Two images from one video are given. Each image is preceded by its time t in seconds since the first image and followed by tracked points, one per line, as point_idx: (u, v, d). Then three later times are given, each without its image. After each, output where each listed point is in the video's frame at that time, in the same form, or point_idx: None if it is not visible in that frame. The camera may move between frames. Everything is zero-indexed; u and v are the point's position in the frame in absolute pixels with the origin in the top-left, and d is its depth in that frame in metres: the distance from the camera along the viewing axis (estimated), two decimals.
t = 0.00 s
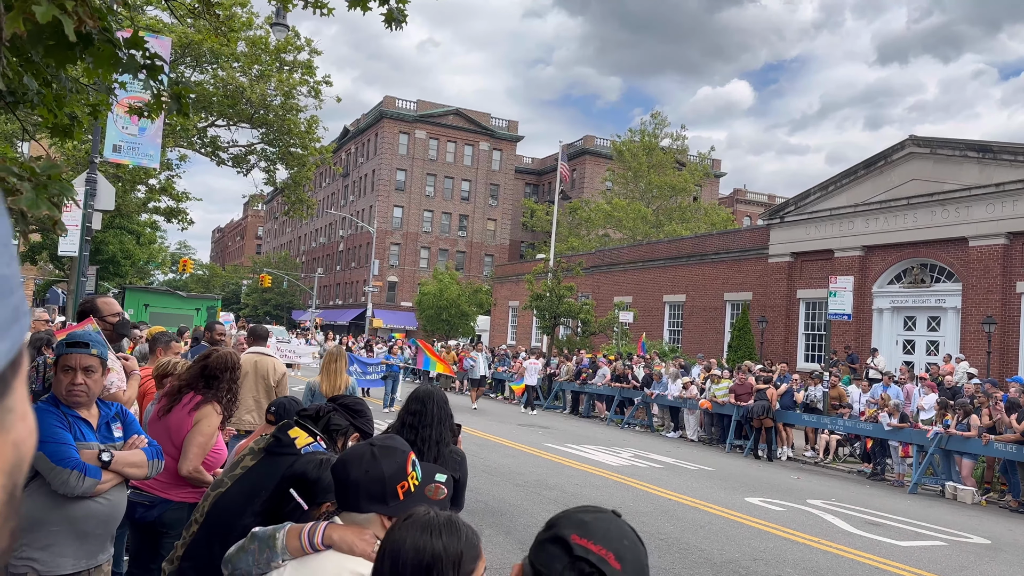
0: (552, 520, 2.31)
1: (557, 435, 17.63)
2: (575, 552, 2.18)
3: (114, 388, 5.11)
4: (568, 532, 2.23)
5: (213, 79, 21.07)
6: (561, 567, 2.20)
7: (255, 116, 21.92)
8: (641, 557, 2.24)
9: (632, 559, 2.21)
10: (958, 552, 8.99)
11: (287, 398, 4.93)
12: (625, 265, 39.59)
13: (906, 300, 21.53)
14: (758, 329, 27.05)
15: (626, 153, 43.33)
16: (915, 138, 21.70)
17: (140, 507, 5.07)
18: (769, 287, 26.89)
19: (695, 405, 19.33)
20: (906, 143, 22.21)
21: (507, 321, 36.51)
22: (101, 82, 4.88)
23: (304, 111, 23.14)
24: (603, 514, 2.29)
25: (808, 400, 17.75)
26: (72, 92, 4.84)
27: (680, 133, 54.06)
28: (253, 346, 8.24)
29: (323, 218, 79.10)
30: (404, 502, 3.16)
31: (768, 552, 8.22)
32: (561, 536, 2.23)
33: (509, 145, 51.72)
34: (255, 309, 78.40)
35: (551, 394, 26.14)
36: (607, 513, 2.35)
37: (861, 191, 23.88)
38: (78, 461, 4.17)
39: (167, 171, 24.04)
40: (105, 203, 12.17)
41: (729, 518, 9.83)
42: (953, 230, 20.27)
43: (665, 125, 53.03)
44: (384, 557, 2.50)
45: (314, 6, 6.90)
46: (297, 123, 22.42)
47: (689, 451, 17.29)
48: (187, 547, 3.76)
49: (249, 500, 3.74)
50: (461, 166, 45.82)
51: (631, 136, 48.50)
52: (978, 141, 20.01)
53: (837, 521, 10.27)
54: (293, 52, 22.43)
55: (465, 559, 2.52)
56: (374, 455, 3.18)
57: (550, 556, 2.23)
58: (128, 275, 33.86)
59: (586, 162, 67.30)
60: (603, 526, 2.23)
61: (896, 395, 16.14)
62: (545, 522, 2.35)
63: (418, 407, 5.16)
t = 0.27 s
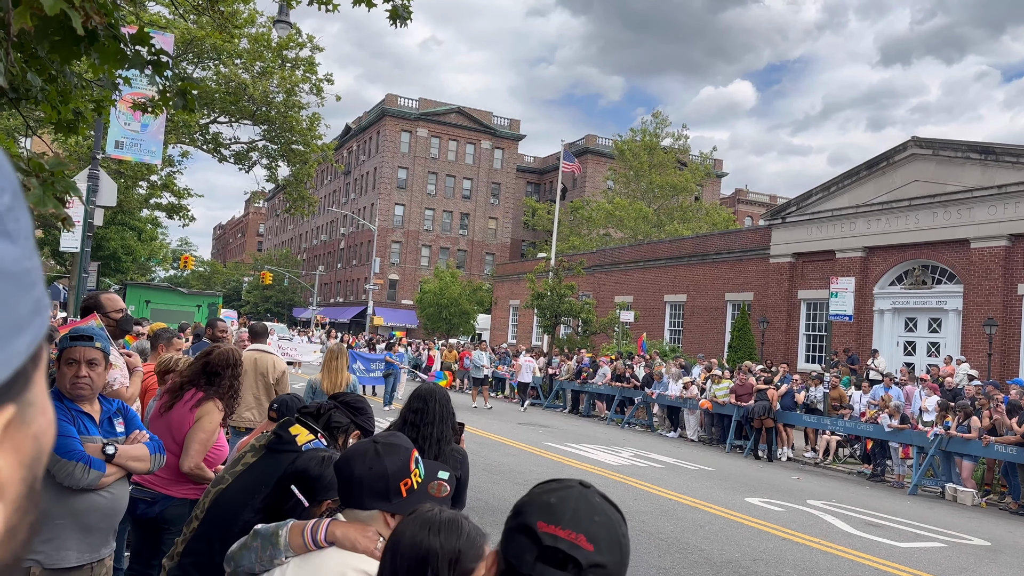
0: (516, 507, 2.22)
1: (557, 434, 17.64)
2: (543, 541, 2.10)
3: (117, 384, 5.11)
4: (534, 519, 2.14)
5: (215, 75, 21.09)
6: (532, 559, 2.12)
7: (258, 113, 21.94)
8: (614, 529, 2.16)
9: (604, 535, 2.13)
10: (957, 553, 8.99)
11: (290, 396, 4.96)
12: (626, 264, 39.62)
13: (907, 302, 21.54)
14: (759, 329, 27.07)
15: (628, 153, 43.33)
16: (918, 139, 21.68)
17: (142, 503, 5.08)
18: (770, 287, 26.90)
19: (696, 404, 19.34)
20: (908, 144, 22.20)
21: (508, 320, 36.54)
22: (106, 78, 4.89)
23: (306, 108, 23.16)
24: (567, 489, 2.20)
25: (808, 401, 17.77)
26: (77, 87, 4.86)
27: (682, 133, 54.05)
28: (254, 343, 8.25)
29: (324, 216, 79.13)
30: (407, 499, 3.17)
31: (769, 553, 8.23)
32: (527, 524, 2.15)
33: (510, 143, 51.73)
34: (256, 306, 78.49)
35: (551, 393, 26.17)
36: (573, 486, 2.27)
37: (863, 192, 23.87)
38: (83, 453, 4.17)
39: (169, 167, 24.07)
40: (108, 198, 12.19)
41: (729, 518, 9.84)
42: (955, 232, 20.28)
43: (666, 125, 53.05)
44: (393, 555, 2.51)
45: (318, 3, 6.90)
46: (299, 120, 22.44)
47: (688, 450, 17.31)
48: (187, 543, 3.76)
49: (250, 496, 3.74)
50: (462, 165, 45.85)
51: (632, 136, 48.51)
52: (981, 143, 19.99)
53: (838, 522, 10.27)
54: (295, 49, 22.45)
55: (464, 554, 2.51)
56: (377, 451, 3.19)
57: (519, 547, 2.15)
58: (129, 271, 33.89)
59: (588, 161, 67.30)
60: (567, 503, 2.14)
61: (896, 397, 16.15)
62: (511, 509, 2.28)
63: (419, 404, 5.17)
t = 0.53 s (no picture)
0: (498, 503, 2.08)
1: (558, 434, 17.64)
2: (539, 545, 1.99)
3: (119, 382, 5.11)
4: (523, 519, 2.02)
5: (217, 73, 21.10)
6: (525, 562, 2.00)
7: (259, 111, 21.97)
8: (602, 518, 2.09)
9: (596, 527, 2.06)
10: (958, 555, 9.00)
11: (292, 394, 4.98)
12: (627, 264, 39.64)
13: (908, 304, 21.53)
14: (760, 330, 27.07)
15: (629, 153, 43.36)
16: (920, 141, 21.65)
17: (144, 501, 5.09)
18: (772, 288, 26.90)
19: (696, 405, 19.35)
20: (910, 146, 22.20)
21: (508, 319, 36.58)
22: (111, 76, 4.90)
23: (307, 106, 23.18)
24: (551, 480, 2.08)
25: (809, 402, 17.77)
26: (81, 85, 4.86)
27: (682, 133, 54.10)
28: (256, 341, 8.25)
29: (326, 214, 79.20)
30: (411, 498, 3.17)
31: (770, 554, 8.23)
32: (518, 526, 2.02)
33: (512, 143, 51.72)
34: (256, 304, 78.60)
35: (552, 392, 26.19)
36: (548, 470, 2.15)
37: (865, 193, 23.84)
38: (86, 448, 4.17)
39: (171, 164, 24.10)
40: (110, 196, 12.20)
41: (730, 519, 9.84)
42: (957, 234, 20.27)
43: (667, 124, 53.08)
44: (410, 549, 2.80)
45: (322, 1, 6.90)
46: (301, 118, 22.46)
47: (689, 451, 17.32)
48: (189, 541, 3.76)
49: (252, 494, 3.75)
50: (463, 164, 45.87)
51: (633, 136, 48.53)
52: (983, 145, 19.98)
53: (838, 524, 10.27)
54: (297, 47, 22.45)
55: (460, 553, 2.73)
56: (381, 450, 3.19)
57: (509, 549, 2.03)
58: (131, 269, 33.93)
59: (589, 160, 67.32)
60: (556, 497, 2.03)
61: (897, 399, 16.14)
62: (486, 503, 2.13)
63: (422, 404, 5.17)
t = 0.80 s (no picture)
0: (491, 506, 2.05)
1: (558, 434, 17.65)
2: (539, 549, 1.98)
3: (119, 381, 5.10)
4: (520, 524, 2.01)
5: (218, 71, 21.08)
6: (523, 566, 1.99)
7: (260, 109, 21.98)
8: (593, 516, 2.11)
9: (589, 525, 2.08)
10: (957, 557, 8.99)
11: (293, 393, 4.99)
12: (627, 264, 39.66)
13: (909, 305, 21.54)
14: (760, 331, 27.08)
15: (629, 153, 43.35)
16: (921, 143, 21.65)
17: (145, 500, 5.09)
18: (772, 289, 26.90)
19: (696, 405, 19.36)
20: (911, 147, 22.21)
21: (509, 319, 36.60)
22: (113, 74, 4.90)
23: (308, 105, 23.18)
24: (543, 480, 2.08)
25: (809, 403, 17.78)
26: (84, 83, 4.87)
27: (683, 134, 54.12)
28: (256, 339, 8.26)
29: (326, 213, 79.24)
30: (411, 497, 3.19)
31: (769, 555, 8.23)
32: (516, 530, 2.00)
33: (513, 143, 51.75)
34: (257, 303, 78.65)
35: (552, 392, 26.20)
36: (538, 468, 2.14)
37: (866, 195, 23.82)
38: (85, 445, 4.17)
39: (172, 162, 24.12)
40: (111, 194, 12.20)
41: (729, 520, 9.83)
42: (957, 236, 20.27)
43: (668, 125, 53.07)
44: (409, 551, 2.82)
45: None
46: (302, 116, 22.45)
47: (689, 451, 17.31)
48: (189, 540, 3.74)
49: (253, 494, 3.74)
50: (465, 164, 45.88)
51: (634, 136, 48.52)
52: (984, 147, 19.97)
53: (838, 525, 10.27)
54: (298, 46, 22.44)
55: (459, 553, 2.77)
56: (382, 450, 3.21)
57: (505, 554, 2.01)
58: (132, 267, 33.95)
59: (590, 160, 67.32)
60: (551, 499, 2.03)
61: (897, 400, 16.14)
62: (476, 504, 2.09)
63: (422, 404, 5.17)
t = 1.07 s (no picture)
0: (496, 506, 2.04)
1: (558, 435, 17.65)
2: (548, 549, 1.99)
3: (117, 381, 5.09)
4: (527, 524, 2.01)
5: (219, 70, 21.07)
6: (531, 566, 2.00)
7: (261, 108, 21.96)
8: (594, 514, 2.14)
9: (591, 522, 2.11)
10: (956, 559, 8.99)
11: (290, 394, 5.04)
12: (628, 265, 39.65)
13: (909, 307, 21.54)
14: (761, 332, 27.07)
15: (630, 153, 43.34)
16: (922, 145, 21.67)
17: (145, 500, 5.06)
18: (773, 290, 26.91)
19: (696, 406, 19.34)
20: (912, 149, 22.21)
21: (509, 319, 36.60)
22: (115, 74, 4.91)
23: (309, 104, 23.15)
24: (546, 479, 2.09)
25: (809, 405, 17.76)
26: (86, 83, 4.87)
27: (684, 134, 54.10)
28: (257, 339, 8.26)
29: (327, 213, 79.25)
30: (412, 497, 3.19)
31: (768, 556, 8.24)
32: (524, 530, 2.00)
33: (513, 143, 51.76)
34: (257, 302, 78.64)
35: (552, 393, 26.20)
36: (539, 467, 2.14)
37: (868, 197, 23.81)
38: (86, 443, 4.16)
39: (172, 161, 24.11)
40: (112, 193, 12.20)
41: (729, 521, 9.83)
42: (958, 238, 20.27)
43: (669, 126, 53.08)
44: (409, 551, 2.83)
45: None
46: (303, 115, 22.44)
47: (689, 453, 17.31)
48: (189, 540, 3.74)
49: (253, 494, 3.75)
50: (465, 163, 45.87)
51: (635, 136, 48.51)
52: (985, 149, 19.95)
53: (837, 527, 10.28)
54: (299, 45, 22.42)
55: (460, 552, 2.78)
56: (382, 450, 3.22)
57: (512, 554, 2.01)
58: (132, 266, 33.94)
59: (591, 161, 67.29)
60: (556, 498, 2.04)
61: (897, 402, 16.13)
62: (479, 504, 2.08)
63: (422, 404, 5.17)
